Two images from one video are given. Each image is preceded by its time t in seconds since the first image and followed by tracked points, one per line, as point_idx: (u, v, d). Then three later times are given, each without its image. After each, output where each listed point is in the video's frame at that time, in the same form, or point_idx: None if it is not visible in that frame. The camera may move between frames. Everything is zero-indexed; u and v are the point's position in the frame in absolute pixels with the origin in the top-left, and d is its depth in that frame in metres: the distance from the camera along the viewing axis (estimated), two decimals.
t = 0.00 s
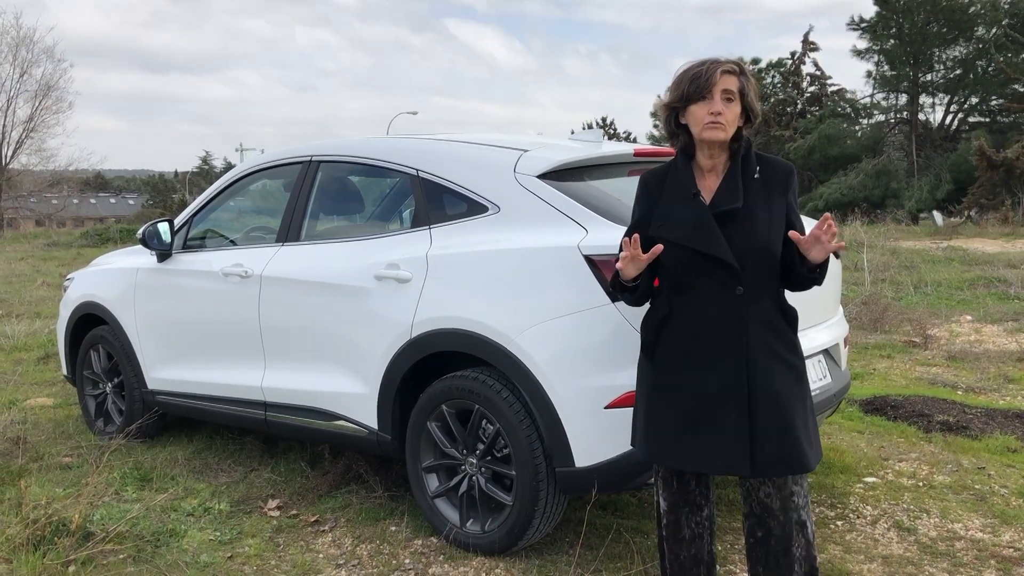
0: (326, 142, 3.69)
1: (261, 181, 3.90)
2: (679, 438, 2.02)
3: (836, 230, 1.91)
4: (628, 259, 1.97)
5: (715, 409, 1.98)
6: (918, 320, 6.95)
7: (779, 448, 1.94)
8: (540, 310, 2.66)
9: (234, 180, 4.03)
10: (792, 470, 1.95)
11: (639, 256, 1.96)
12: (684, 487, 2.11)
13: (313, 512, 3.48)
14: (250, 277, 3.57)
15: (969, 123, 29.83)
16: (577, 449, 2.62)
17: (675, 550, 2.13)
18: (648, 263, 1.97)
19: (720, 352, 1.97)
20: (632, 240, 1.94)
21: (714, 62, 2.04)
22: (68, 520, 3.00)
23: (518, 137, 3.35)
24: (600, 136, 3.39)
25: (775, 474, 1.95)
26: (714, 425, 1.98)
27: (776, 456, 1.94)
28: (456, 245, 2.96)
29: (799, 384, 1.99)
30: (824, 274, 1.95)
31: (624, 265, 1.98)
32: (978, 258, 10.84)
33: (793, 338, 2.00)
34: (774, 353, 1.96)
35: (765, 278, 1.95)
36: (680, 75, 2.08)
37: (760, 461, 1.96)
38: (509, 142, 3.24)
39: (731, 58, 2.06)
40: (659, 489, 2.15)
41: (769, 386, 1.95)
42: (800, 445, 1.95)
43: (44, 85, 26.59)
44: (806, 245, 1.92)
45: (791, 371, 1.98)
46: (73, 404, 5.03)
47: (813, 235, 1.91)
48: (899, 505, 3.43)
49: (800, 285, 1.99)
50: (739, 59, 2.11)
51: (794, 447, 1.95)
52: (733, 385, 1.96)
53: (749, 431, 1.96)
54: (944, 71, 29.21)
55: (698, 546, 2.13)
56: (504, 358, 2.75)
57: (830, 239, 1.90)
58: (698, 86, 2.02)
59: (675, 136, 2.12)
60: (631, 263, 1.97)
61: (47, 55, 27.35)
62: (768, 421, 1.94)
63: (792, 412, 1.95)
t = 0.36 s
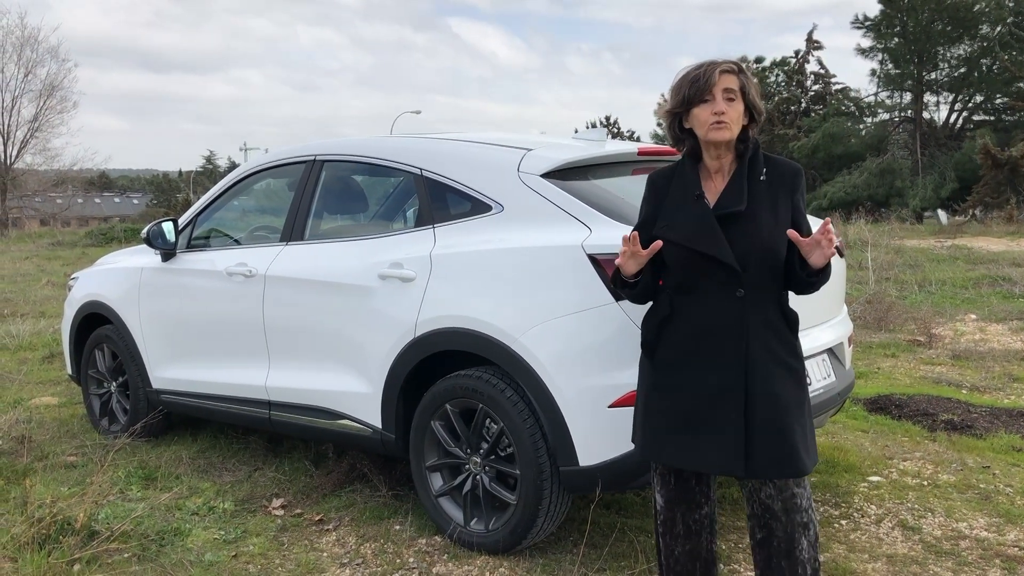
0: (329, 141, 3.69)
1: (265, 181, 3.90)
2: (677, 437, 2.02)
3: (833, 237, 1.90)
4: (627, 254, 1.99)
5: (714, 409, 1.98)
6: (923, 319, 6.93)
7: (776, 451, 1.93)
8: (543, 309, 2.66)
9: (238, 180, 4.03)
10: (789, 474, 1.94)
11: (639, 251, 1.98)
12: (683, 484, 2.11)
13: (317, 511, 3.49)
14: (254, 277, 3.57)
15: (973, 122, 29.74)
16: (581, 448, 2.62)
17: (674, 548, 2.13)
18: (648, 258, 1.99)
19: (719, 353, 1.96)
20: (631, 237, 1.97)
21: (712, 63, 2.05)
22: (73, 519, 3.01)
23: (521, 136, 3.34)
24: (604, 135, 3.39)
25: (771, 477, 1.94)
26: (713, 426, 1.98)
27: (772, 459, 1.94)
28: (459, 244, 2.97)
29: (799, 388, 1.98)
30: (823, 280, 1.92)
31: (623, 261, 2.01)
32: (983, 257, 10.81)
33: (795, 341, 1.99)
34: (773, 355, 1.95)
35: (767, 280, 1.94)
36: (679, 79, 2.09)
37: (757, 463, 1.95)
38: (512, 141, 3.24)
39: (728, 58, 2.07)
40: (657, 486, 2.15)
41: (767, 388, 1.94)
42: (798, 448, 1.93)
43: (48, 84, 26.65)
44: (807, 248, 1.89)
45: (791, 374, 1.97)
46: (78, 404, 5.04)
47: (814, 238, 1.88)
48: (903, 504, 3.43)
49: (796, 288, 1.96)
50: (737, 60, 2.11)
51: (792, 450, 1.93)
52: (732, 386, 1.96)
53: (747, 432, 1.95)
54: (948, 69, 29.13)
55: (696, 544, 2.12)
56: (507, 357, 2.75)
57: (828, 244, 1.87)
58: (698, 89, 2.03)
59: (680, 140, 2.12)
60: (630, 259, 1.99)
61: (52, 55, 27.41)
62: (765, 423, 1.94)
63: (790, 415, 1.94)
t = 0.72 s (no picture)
0: (333, 142, 3.69)
1: (268, 181, 3.91)
2: (678, 438, 2.02)
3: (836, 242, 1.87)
4: (623, 267, 2.01)
5: (714, 412, 1.98)
6: (926, 320, 6.92)
7: (776, 454, 1.93)
8: (546, 309, 2.66)
9: (241, 181, 4.04)
10: (789, 477, 1.93)
11: (633, 265, 2.00)
12: (685, 485, 2.11)
13: (321, 512, 3.49)
14: (257, 277, 3.58)
15: (977, 123, 29.70)
16: (585, 449, 2.62)
17: (676, 548, 2.13)
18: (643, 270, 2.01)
19: (720, 355, 1.96)
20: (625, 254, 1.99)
21: (712, 67, 2.05)
22: (77, 520, 3.01)
23: (525, 136, 3.35)
24: (607, 135, 3.39)
25: (772, 480, 1.94)
26: (713, 428, 1.98)
27: (772, 463, 1.93)
28: (462, 245, 2.97)
29: (801, 392, 1.97)
30: (824, 288, 1.93)
31: (619, 274, 2.04)
32: (987, 258, 10.80)
33: (797, 344, 1.98)
34: (775, 359, 1.95)
35: (769, 284, 1.94)
36: (680, 83, 2.10)
37: (758, 465, 1.95)
38: (516, 142, 3.24)
39: (729, 61, 2.07)
40: (659, 486, 2.15)
41: (768, 392, 1.93)
42: (798, 452, 1.93)
43: (52, 86, 26.71)
44: (810, 257, 1.88)
45: (793, 377, 1.96)
46: (81, 404, 5.05)
47: (816, 247, 1.87)
48: (907, 505, 3.42)
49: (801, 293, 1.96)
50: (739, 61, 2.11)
51: (793, 454, 1.93)
52: (733, 389, 1.96)
53: (747, 435, 1.95)
54: (951, 70, 29.10)
55: (698, 544, 2.12)
56: (511, 358, 2.75)
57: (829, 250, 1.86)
58: (699, 94, 2.04)
59: (683, 144, 2.13)
60: (626, 271, 2.02)
61: (55, 56, 27.49)
62: (765, 426, 1.94)
63: (791, 418, 1.94)
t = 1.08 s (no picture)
0: (336, 144, 3.70)
1: (271, 183, 3.91)
2: (681, 439, 2.02)
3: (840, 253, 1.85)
4: (629, 272, 2.00)
5: (718, 413, 1.98)
6: (929, 322, 6.91)
7: (779, 456, 1.93)
8: (550, 311, 2.67)
9: (244, 183, 4.05)
10: (792, 479, 1.93)
11: (640, 269, 1.99)
12: (689, 487, 2.11)
13: (324, 513, 3.50)
14: (261, 279, 3.59)
15: (980, 125, 29.65)
16: (588, 451, 2.62)
17: (679, 551, 2.12)
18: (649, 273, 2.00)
19: (724, 356, 1.96)
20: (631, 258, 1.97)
21: (717, 67, 2.05)
22: (80, 521, 3.02)
23: (528, 139, 3.35)
24: (610, 137, 3.39)
25: (775, 481, 1.93)
26: (716, 429, 1.98)
27: (776, 464, 1.93)
28: (466, 247, 2.97)
29: (804, 393, 1.97)
30: (830, 291, 1.92)
31: (625, 278, 2.02)
32: (990, 260, 10.78)
33: (801, 346, 1.98)
34: (778, 360, 1.95)
35: (773, 285, 1.94)
36: (686, 84, 2.10)
37: (761, 467, 1.95)
38: (519, 144, 3.24)
39: (733, 61, 2.07)
40: (662, 489, 2.15)
41: (771, 393, 1.93)
42: (801, 454, 1.93)
43: (57, 88, 26.77)
44: (814, 262, 1.87)
45: (796, 379, 1.96)
46: (85, 405, 5.06)
47: (821, 254, 1.86)
48: (910, 508, 3.41)
49: (805, 295, 1.95)
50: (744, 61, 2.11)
51: (797, 455, 1.93)
52: (736, 390, 1.95)
53: (750, 436, 1.95)
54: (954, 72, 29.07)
55: (701, 547, 2.12)
56: (514, 359, 2.75)
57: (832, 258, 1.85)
58: (703, 94, 2.04)
59: (689, 145, 2.14)
60: (633, 276, 2.01)
61: (59, 58, 27.57)
62: (767, 428, 1.93)
63: (795, 420, 1.94)
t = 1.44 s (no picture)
0: (338, 145, 3.70)
1: (273, 185, 3.92)
2: (686, 439, 2.02)
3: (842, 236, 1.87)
4: (638, 255, 2.00)
5: (723, 413, 1.97)
6: (931, 324, 6.91)
7: (785, 456, 1.92)
8: (552, 312, 2.67)
9: (246, 184, 4.05)
10: (797, 479, 1.92)
11: (649, 253, 1.99)
12: (693, 488, 2.11)
13: (325, 514, 3.50)
14: (263, 279, 3.59)
15: (982, 126, 29.64)
16: (590, 451, 2.62)
17: (683, 552, 2.12)
18: (658, 260, 2.00)
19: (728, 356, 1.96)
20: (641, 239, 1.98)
21: (711, 69, 2.07)
22: (82, 521, 3.02)
23: (530, 140, 3.35)
24: (613, 138, 3.39)
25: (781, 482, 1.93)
26: (721, 428, 1.98)
27: (782, 464, 1.92)
28: (468, 248, 2.97)
29: (809, 393, 1.96)
30: (835, 284, 1.90)
31: (632, 261, 2.02)
32: (992, 262, 10.78)
33: (807, 346, 1.98)
34: (784, 360, 1.94)
35: (779, 284, 1.94)
36: (684, 89, 2.12)
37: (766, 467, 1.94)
38: (521, 145, 3.24)
39: (729, 62, 2.09)
40: (667, 490, 2.15)
41: (776, 393, 1.93)
42: (806, 453, 1.92)
43: (60, 89, 26.82)
44: (816, 252, 1.87)
45: (802, 379, 1.96)
46: (87, 406, 5.07)
47: (823, 242, 1.86)
48: (912, 509, 3.41)
49: (810, 294, 1.95)
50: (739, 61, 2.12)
51: (802, 456, 1.92)
52: (741, 389, 1.95)
53: (755, 436, 1.95)
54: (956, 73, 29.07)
55: (705, 549, 2.12)
56: (516, 360, 2.75)
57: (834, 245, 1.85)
58: (701, 96, 2.05)
59: (693, 149, 2.15)
60: (641, 259, 2.01)
61: (62, 60, 27.64)
62: (772, 428, 1.93)
63: (800, 420, 1.93)
